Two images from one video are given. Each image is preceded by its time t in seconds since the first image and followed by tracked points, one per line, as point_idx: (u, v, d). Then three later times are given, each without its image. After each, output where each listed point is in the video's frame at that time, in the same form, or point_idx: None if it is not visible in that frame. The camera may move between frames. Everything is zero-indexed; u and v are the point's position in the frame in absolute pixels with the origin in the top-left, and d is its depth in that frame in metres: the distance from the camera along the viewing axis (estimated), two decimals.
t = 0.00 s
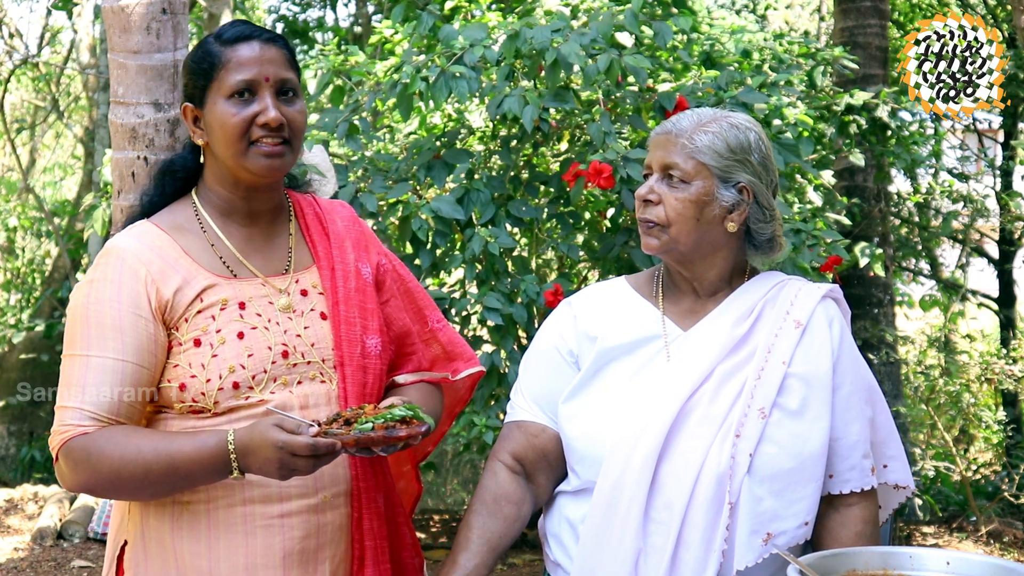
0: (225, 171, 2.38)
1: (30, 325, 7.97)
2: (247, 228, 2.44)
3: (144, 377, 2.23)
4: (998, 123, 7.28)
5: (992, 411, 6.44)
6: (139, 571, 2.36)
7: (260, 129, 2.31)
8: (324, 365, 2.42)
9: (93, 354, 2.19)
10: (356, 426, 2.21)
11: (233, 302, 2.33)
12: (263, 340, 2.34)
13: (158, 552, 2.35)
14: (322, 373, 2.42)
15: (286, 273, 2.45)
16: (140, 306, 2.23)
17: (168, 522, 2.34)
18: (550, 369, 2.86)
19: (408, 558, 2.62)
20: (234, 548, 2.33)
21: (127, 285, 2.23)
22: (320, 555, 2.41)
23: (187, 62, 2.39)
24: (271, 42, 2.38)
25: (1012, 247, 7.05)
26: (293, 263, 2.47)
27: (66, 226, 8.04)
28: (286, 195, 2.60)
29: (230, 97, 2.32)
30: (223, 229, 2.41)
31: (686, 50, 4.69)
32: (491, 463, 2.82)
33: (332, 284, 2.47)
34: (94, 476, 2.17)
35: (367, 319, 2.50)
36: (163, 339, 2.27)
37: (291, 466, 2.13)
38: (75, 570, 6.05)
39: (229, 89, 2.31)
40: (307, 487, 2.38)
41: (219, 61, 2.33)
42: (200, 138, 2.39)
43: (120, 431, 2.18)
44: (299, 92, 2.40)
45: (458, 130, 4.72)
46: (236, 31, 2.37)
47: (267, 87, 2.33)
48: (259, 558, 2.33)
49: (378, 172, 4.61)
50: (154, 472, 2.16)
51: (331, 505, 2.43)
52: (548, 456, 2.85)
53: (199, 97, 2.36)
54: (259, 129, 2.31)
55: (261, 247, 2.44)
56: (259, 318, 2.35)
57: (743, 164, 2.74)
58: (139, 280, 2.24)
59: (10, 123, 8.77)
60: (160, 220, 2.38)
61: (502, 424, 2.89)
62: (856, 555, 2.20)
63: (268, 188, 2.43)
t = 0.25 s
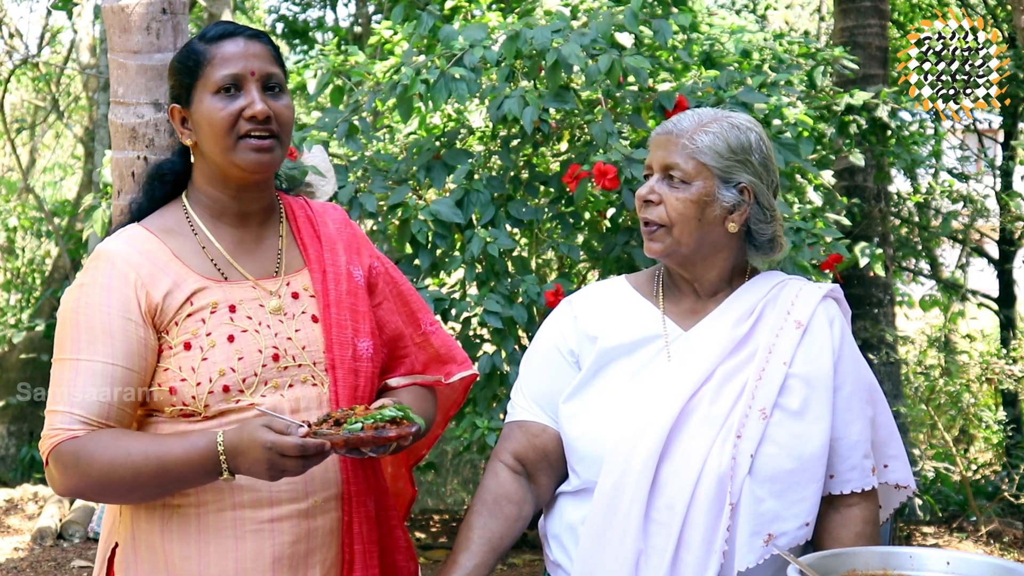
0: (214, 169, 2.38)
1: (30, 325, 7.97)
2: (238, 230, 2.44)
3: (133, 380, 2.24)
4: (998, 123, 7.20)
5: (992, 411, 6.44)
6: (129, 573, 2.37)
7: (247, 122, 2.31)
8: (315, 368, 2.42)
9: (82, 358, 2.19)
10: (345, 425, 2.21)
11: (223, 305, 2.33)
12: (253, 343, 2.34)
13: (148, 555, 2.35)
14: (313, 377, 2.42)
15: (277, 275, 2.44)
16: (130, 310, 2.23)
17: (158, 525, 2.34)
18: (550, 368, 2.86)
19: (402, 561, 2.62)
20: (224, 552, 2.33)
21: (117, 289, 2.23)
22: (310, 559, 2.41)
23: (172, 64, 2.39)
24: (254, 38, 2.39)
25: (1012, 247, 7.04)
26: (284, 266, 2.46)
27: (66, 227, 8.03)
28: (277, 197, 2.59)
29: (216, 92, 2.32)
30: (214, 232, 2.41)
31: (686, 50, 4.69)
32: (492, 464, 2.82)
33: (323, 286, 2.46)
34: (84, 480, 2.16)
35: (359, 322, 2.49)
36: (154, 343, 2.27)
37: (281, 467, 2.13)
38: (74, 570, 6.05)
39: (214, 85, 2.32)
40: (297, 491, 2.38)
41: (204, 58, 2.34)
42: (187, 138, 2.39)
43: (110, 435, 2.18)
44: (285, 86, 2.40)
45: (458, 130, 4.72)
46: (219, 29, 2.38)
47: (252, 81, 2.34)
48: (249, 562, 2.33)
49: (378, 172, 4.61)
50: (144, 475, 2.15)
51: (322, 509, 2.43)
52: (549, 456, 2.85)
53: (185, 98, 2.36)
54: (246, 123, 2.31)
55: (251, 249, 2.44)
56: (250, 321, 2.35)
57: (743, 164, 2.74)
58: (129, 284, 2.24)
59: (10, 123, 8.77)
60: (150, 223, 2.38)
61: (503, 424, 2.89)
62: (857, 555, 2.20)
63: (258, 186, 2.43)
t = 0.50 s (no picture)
0: (211, 177, 2.38)
1: (30, 325, 7.98)
2: (236, 234, 2.44)
3: (127, 382, 2.25)
4: (998, 123, 7.18)
5: (992, 411, 6.43)
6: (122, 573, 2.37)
7: (245, 138, 2.31)
8: (310, 373, 2.42)
9: (77, 359, 2.20)
10: (335, 429, 2.20)
11: (219, 309, 2.33)
12: (248, 348, 2.34)
13: (141, 555, 2.36)
14: (308, 382, 2.42)
15: (274, 279, 2.44)
16: (125, 312, 2.24)
17: (150, 525, 2.34)
18: (551, 367, 2.85)
19: (395, 566, 2.60)
20: (216, 554, 2.33)
21: (112, 291, 2.24)
22: (302, 562, 2.41)
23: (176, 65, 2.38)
24: (259, 47, 2.37)
25: (1012, 247, 7.04)
26: (281, 270, 2.46)
27: (66, 226, 8.03)
28: (278, 198, 2.58)
29: (215, 104, 2.31)
30: (210, 234, 2.41)
31: (686, 50, 4.69)
32: (491, 463, 2.83)
33: (321, 290, 2.46)
34: (76, 481, 2.18)
35: (355, 326, 2.49)
36: (148, 345, 2.28)
37: (270, 470, 2.13)
38: (75, 570, 6.05)
39: (215, 96, 2.31)
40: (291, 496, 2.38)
41: (206, 67, 2.32)
42: (187, 142, 2.39)
43: (102, 436, 2.19)
44: (288, 98, 2.39)
45: (458, 130, 4.72)
46: (224, 35, 2.35)
47: (252, 95, 2.32)
48: (240, 566, 2.34)
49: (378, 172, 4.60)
50: (135, 477, 2.16)
51: (315, 514, 2.43)
52: (548, 456, 2.85)
53: (186, 102, 2.36)
54: (244, 138, 2.30)
55: (249, 253, 2.44)
56: (245, 325, 2.35)
57: (748, 167, 2.74)
58: (123, 285, 2.25)
59: (10, 123, 8.77)
60: (148, 223, 2.39)
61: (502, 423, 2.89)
62: (857, 554, 2.20)
63: (256, 195, 2.43)
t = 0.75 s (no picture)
0: (215, 183, 2.37)
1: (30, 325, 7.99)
2: (238, 238, 2.43)
3: (126, 388, 2.25)
4: (998, 123, 7.18)
5: (992, 411, 6.43)
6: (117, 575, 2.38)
7: (251, 147, 2.30)
8: (309, 381, 2.42)
9: (76, 363, 2.21)
10: (331, 445, 2.22)
11: (219, 315, 2.34)
12: (247, 356, 2.34)
13: (136, 558, 2.37)
14: (307, 390, 2.42)
15: (275, 285, 2.43)
16: (125, 317, 2.24)
17: (147, 529, 2.35)
18: (552, 368, 2.86)
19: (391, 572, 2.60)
20: (211, 560, 2.33)
21: (111, 295, 2.25)
22: (297, 569, 2.41)
23: (184, 67, 2.37)
24: (268, 54, 2.36)
25: (1012, 247, 7.04)
26: (283, 274, 2.45)
27: (66, 227, 8.03)
28: (281, 199, 2.57)
29: (220, 111, 2.30)
30: (213, 238, 2.40)
31: (686, 50, 4.69)
32: (491, 464, 2.83)
33: (322, 296, 2.45)
34: (71, 486, 2.19)
35: (356, 333, 2.48)
36: (147, 350, 2.29)
37: (264, 485, 2.15)
38: (75, 570, 6.05)
39: (220, 103, 2.30)
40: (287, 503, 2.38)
41: (213, 72, 2.31)
42: (193, 145, 2.38)
43: (99, 442, 2.20)
44: (293, 105, 2.38)
45: (458, 130, 4.72)
46: (231, 39, 2.34)
47: (259, 103, 2.32)
48: (235, 572, 2.34)
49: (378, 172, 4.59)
50: (130, 484, 2.17)
51: (311, 521, 2.42)
52: (549, 456, 2.85)
53: (192, 106, 2.35)
54: (248, 147, 2.30)
55: (251, 257, 2.43)
56: (245, 332, 2.35)
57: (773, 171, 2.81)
58: (123, 290, 2.26)
59: (10, 123, 8.78)
60: (150, 223, 2.39)
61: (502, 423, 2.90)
62: (857, 555, 2.19)
63: (259, 201, 2.42)
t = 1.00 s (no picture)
0: (207, 176, 2.37)
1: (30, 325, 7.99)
2: (232, 237, 2.43)
3: (121, 391, 2.24)
4: (998, 123, 7.19)
5: (992, 411, 6.43)
6: None
7: (240, 130, 2.30)
8: (306, 380, 2.42)
9: (71, 367, 2.20)
10: (329, 440, 2.22)
11: (214, 316, 2.34)
12: (243, 356, 2.34)
13: (135, 561, 2.37)
14: (304, 389, 2.42)
15: (270, 284, 2.43)
16: (120, 320, 2.24)
17: (145, 532, 2.35)
18: (555, 370, 2.86)
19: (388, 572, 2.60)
20: (210, 563, 2.33)
21: (106, 298, 2.24)
22: (296, 571, 2.41)
23: (165, 66, 2.38)
24: (246, 40, 2.37)
25: (1012, 247, 7.04)
26: (277, 273, 2.45)
27: (66, 227, 8.03)
28: (275, 198, 2.58)
29: (206, 99, 2.31)
30: (207, 239, 2.41)
31: (686, 51, 4.68)
32: (495, 464, 2.84)
33: (317, 294, 2.46)
34: (69, 489, 2.18)
35: (352, 331, 2.49)
36: (143, 353, 2.29)
37: (263, 480, 2.14)
38: (75, 570, 6.05)
39: (205, 91, 2.30)
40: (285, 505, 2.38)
41: (195, 62, 2.32)
42: (181, 142, 2.38)
43: (95, 444, 2.19)
44: (276, 88, 2.39)
45: (458, 130, 4.72)
46: (209, 29, 2.35)
47: (243, 86, 2.32)
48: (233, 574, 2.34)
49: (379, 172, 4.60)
50: (128, 485, 2.16)
51: (309, 522, 2.43)
52: (552, 457, 2.84)
53: (176, 101, 2.36)
54: (238, 130, 2.30)
55: (245, 255, 2.43)
56: (241, 332, 2.35)
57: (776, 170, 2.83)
58: (118, 292, 2.25)
59: (11, 123, 8.78)
60: (144, 226, 2.39)
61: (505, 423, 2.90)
62: (857, 555, 2.19)
63: (252, 191, 2.42)
